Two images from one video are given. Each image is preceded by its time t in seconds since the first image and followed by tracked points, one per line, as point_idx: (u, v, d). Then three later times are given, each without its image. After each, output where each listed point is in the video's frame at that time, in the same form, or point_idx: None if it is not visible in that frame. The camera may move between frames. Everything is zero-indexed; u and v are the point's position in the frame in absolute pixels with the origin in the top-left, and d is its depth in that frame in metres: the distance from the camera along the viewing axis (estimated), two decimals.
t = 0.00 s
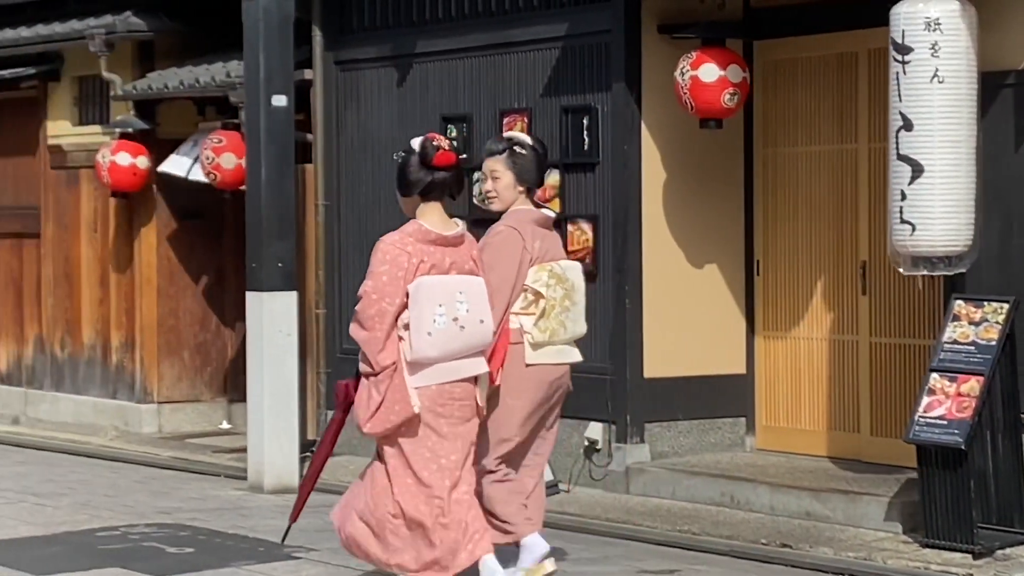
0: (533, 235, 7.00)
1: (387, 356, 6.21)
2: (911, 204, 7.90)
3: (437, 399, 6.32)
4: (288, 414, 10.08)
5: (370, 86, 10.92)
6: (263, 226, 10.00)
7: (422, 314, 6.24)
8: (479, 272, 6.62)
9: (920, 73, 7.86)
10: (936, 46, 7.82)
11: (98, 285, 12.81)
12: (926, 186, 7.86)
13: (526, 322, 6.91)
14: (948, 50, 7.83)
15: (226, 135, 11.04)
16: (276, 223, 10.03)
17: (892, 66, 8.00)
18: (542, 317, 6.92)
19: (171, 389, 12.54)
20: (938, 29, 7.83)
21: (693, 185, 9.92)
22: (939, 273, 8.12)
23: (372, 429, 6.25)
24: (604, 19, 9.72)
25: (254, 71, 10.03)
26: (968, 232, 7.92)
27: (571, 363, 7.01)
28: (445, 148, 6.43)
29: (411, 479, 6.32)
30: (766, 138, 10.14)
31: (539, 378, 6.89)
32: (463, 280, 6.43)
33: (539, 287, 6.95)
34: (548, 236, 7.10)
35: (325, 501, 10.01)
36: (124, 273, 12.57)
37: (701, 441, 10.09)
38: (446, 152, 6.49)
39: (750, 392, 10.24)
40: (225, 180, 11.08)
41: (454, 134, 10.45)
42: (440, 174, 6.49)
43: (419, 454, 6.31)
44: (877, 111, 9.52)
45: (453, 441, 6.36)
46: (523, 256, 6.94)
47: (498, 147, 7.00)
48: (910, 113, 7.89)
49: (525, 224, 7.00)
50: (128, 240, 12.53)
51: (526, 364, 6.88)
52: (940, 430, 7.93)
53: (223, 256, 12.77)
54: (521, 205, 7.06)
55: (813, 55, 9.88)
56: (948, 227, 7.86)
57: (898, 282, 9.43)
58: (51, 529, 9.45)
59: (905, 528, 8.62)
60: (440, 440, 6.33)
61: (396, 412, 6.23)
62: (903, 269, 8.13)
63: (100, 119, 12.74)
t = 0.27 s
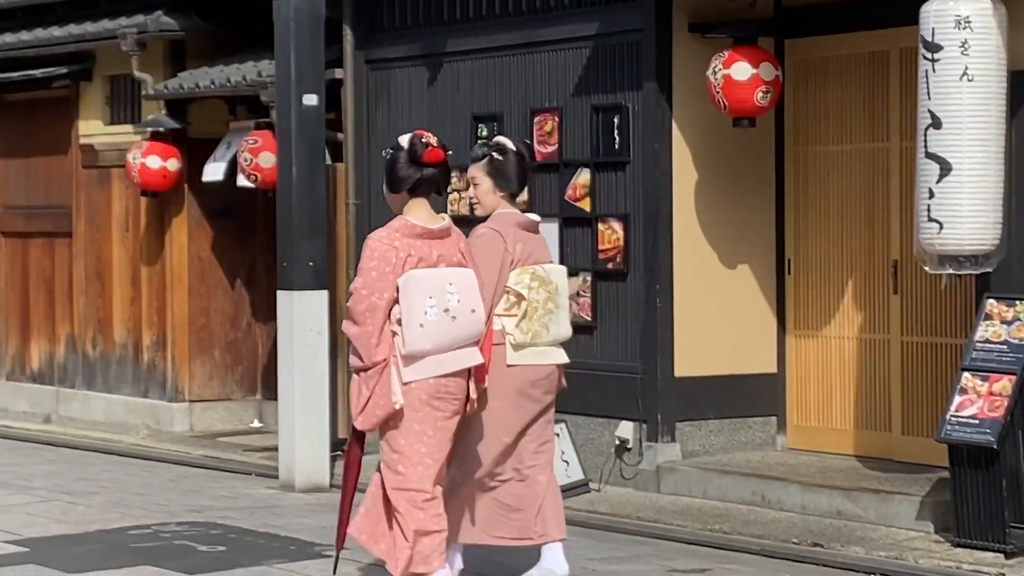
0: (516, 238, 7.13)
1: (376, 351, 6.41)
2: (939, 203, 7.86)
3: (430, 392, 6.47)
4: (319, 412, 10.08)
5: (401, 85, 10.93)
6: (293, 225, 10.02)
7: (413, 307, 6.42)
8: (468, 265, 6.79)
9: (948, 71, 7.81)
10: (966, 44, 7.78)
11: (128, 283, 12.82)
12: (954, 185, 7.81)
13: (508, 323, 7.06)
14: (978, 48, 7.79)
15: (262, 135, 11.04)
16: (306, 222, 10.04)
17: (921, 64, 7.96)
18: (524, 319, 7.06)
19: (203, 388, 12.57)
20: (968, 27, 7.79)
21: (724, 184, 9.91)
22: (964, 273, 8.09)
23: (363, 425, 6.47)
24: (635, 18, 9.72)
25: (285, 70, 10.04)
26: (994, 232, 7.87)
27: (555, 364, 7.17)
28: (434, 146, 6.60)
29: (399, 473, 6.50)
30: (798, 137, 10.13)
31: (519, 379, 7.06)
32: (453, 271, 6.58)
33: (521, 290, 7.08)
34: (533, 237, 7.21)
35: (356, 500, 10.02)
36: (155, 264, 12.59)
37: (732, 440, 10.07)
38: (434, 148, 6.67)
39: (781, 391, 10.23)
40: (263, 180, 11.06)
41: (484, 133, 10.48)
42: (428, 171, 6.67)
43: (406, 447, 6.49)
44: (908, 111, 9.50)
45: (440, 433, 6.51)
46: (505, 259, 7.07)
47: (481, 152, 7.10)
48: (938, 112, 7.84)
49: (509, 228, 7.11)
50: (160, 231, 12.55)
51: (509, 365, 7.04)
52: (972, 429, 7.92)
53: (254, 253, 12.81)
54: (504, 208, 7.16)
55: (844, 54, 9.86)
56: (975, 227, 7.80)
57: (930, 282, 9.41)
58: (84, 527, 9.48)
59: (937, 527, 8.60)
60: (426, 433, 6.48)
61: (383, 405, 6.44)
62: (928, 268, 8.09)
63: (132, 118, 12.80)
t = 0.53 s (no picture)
0: (493, 233, 7.00)
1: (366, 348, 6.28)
2: (983, 202, 7.78)
3: (416, 390, 6.38)
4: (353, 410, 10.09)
5: (435, 83, 10.94)
6: (328, 222, 10.02)
7: (397, 309, 6.35)
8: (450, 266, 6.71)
9: (990, 68, 7.73)
10: (1007, 40, 7.69)
11: (162, 281, 12.83)
12: (997, 183, 7.74)
13: (481, 317, 6.95)
14: (1019, 44, 7.69)
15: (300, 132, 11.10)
16: (341, 220, 10.05)
17: (962, 61, 7.88)
18: (496, 313, 6.93)
19: (237, 386, 12.62)
20: (1009, 24, 7.69)
21: (759, 181, 9.89)
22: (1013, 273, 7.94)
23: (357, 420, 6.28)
24: (669, 16, 9.70)
25: (320, 69, 10.07)
26: None
27: (532, 359, 7.01)
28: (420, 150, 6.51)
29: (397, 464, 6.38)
30: (832, 135, 10.10)
31: (491, 372, 6.92)
32: (434, 273, 6.54)
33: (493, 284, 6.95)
34: (513, 233, 7.08)
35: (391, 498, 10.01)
36: (190, 259, 12.59)
37: (767, 438, 10.05)
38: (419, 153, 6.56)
39: (816, 389, 10.20)
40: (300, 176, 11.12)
41: (519, 131, 10.50)
42: (412, 175, 6.57)
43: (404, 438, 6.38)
44: (945, 107, 9.47)
45: (430, 428, 6.42)
46: (478, 254, 6.96)
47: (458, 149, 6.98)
48: (980, 109, 7.77)
49: (485, 223, 6.99)
50: (195, 232, 12.57)
51: (481, 358, 6.93)
52: (1007, 428, 7.91)
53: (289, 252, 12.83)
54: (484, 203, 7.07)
55: (879, 51, 9.83)
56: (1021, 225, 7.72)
57: (966, 279, 9.38)
58: (119, 524, 9.51)
59: (973, 525, 8.56)
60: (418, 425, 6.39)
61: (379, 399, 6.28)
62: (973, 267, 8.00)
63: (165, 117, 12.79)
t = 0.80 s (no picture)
0: (481, 236, 7.03)
1: (359, 345, 6.24)
2: None
3: (406, 383, 6.38)
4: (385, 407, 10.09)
5: (465, 81, 10.94)
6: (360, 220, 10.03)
7: (394, 302, 6.31)
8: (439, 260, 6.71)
9: None
10: None
11: (194, 279, 12.85)
12: None
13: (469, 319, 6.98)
14: None
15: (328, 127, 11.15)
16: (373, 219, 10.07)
17: (998, 60, 7.85)
18: (483, 315, 6.96)
19: (269, 383, 12.64)
20: None
21: (790, 179, 9.87)
22: None
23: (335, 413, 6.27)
24: (700, 13, 9.69)
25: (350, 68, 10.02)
26: None
27: (521, 359, 7.05)
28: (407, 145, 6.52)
29: (367, 458, 6.40)
30: (864, 133, 10.08)
31: (481, 373, 6.96)
32: (426, 266, 6.52)
33: (479, 287, 6.97)
34: (503, 237, 7.10)
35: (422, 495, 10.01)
36: (223, 258, 12.60)
37: (798, 436, 10.03)
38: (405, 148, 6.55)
39: (848, 387, 10.17)
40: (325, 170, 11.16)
41: (550, 129, 10.48)
42: (400, 171, 6.57)
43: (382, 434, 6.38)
44: (977, 105, 9.45)
45: (414, 424, 6.42)
46: (465, 258, 6.99)
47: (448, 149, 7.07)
48: (1019, 108, 7.74)
49: (473, 225, 7.03)
50: (226, 231, 12.59)
51: (469, 360, 6.96)
52: None
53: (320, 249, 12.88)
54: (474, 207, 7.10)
55: (910, 49, 9.81)
56: None
57: (999, 278, 9.36)
58: (152, 522, 9.54)
59: (1006, 524, 8.54)
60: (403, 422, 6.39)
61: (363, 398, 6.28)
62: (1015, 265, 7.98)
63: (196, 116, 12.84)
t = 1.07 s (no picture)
0: (472, 234, 7.19)
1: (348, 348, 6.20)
2: None
3: (384, 386, 6.34)
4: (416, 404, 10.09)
5: (496, 79, 10.95)
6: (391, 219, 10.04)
7: (375, 308, 6.26)
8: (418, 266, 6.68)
9: None
10: None
11: (226, 277, 12.87)
12: None
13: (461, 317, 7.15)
14: None
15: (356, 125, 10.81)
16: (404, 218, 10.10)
17: None
18: (474, 312, 7.13)
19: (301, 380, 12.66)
20: None
21: (822, 177, 9.83)
22: None
23: (329, 421, 6.21)
24: (732, 10, 9.66)
25: (381, 66, 10.02)
26: None
27: (513, 354, 7.23)
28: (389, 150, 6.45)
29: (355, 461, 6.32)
30: (896, 130, 10.05)
31: (471, 368, 7.13)
32: (407, 272, 6.48)
33: (470, 285, 7.12)
34: (493, 235, 7.27)
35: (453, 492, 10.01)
36: (254, 257, 12.63)
37: (828, 434, 9.98)
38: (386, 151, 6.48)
39: (879, 385, 10.13)
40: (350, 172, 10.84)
41: (580, 126, 10.44)
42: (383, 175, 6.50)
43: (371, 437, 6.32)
44: (1009, 103, 9.41)
45: (396, 427, 6.37)
46: (458, 255, 7.13)
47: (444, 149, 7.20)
48: None
49: (465, 224, 7.19)
50: (257, 228, 12.61)
51: (461, 355, 7.13)
52: None
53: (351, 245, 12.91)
54: (468, 205, 7.27)
55: (943, 46, 9.77)
56: None
57: None
58: (183, 519, 9.56)
59: None
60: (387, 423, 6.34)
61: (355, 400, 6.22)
62: None
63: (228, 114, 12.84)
